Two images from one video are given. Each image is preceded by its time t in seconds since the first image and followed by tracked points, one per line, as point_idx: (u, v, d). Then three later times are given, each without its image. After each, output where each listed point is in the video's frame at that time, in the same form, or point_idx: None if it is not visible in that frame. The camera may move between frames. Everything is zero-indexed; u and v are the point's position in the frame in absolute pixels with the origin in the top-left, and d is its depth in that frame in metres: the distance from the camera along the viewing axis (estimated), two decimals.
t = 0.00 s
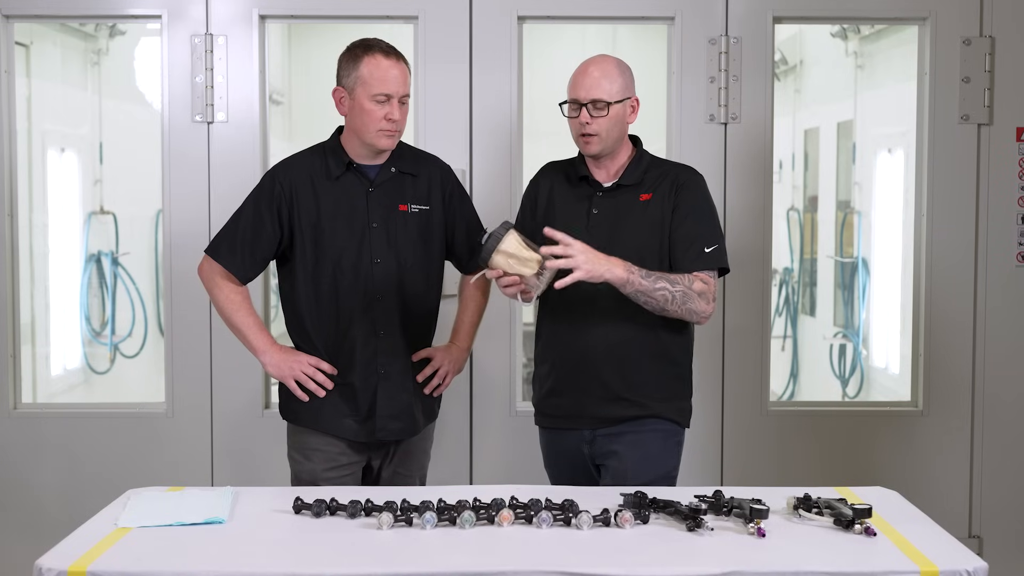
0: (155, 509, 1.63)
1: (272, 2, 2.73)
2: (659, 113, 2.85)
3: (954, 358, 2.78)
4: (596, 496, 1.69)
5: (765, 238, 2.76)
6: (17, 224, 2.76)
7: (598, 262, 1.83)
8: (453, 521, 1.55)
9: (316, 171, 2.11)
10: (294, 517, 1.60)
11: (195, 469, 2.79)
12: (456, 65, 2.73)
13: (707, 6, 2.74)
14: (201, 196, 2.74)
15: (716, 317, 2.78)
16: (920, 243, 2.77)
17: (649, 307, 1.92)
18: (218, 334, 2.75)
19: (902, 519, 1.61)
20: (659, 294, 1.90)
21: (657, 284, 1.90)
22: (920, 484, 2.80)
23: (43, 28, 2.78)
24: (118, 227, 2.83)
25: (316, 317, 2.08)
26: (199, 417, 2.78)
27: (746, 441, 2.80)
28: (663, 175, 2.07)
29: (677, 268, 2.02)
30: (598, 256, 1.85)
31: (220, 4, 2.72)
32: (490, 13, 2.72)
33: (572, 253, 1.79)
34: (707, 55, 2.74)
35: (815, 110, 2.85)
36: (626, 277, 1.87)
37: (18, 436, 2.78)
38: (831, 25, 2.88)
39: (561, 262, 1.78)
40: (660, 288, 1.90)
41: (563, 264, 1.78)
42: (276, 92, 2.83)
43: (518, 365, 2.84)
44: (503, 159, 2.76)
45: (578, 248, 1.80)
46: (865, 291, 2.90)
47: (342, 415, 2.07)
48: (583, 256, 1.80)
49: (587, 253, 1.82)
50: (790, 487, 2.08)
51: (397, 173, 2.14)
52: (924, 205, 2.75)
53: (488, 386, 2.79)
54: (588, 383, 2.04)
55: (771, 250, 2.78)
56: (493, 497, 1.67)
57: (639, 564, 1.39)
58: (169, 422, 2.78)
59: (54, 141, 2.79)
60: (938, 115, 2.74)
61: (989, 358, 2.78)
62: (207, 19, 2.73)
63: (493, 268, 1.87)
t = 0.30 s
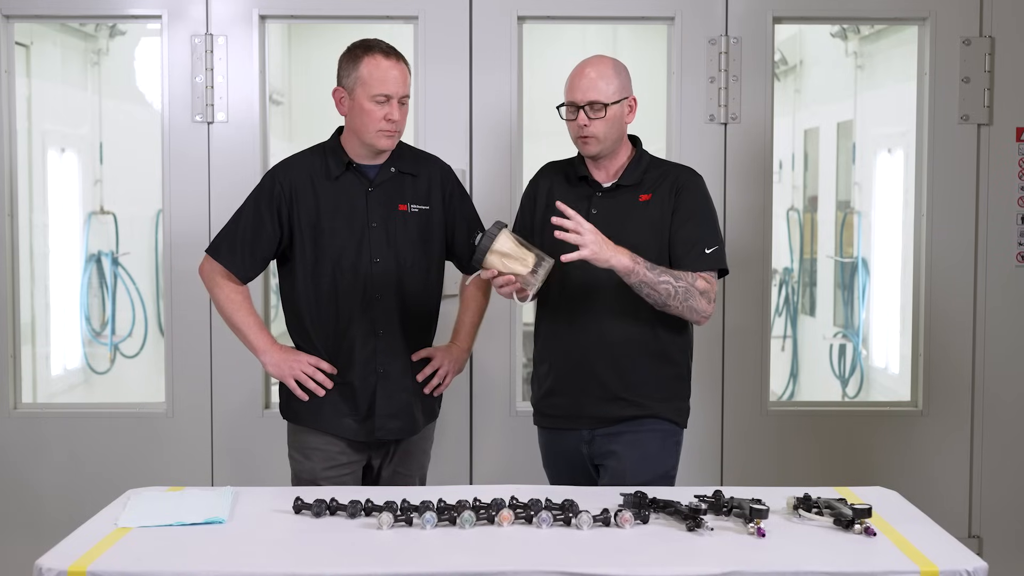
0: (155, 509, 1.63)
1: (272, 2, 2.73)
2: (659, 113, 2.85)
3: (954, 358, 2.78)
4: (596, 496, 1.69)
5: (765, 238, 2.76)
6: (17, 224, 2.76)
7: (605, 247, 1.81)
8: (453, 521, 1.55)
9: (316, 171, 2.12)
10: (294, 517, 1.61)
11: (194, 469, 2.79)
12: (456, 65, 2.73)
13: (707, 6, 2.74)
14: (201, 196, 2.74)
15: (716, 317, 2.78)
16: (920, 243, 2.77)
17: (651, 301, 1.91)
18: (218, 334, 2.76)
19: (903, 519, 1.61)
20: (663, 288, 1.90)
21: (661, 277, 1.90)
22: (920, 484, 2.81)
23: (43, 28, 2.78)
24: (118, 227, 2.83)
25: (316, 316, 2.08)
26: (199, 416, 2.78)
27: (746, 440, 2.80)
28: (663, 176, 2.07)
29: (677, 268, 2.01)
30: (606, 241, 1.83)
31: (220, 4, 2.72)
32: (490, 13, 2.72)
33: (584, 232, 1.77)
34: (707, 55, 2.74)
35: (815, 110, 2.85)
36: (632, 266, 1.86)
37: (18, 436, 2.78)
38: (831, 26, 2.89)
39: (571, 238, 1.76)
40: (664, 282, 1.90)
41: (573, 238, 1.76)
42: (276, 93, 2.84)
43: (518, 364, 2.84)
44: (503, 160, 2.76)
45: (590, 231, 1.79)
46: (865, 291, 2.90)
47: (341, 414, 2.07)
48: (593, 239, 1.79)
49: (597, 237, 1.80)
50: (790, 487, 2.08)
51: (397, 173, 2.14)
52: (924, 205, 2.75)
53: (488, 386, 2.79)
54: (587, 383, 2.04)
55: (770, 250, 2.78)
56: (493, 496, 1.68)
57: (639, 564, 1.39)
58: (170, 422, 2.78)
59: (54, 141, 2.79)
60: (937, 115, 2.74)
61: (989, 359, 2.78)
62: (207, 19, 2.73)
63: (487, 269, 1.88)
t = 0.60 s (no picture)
0: (155, 509, 1.63)
1: (272, 2, 2.73)
2: (659, 112, 2.84)
3: (954, 359, 2.78)
4: (596, 496, 1.69)
5: (765, 238, 2.76)
6: (17, 224, 2.77)
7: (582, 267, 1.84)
8: (453, 521, 1.55)
9: (316, 171, 2.12)
10: (294, 517, 1.61)
11: (194, 469, 2.79)
12: (456, 65, 2.73)
13: (707, 6, 2.74)
14: (201, 196, 2.74)
15: (715, 317, 2.78)
16: (920, 243, 2.78)
17: (640, 311, 1.93)
18: (218, 334, 2.76)
19: (902, 519, 1.61)
20: (649, 297, 1.90)
21: (647, 287, 1.91)
22: (920, 484, 2.81)
23: (43, 28, 2.78)
24: (118, 227, 2.83)
25: (316, 316, 2.08)
26: (199, 417, 2.78)
27: (746, 440, 2.80)
28: (662, 176, 2.07)
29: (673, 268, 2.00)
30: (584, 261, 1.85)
31: (220, 4, 2.72)
32: (490, 13, 2.72)
33: (554, 257, 1.80)
34: (707, 55, 2.74)
35: (815, 110, 2.85)
36: (611, 282, 1.88)
37: (18, 436, 2.78)
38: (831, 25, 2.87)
39: (542, 272, 1.79)
40: (649, 292, 1.91)
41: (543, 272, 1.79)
42: (275, 93, 2.83)
43: (518, 364, 2.84)
44: (503, 160, 2.76)
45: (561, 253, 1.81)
46: (865, 291, 2.89)
47: (341, 413, 2.07)
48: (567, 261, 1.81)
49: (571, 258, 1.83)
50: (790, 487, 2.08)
51: (398, 173, 2.14)
52: (924, 205, 2.76)
53: (487, 386, 2.79)
54: (586, 382, 2.04)
55: (770, 250, 2.78)
56: (493, 497, 1.68)
57: (639, 564, 1.39)
58: (169, 422, 2.78)
59: (54, 141, 2.80)
60: (937, 115, 2.74)
61: (989, 359, 2.78)
62: (207, 19, 2.73)
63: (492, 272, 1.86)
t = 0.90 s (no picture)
0: (155, 509, 1.63)
1: (272, 2, 2.73)
2: (659, 112, 2.84)
3: (954, 359, 2.78)
4: (596, 496, 1.69)
5: (764, 238, 2.76)
6: (17, 223, 2.77)
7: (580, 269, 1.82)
8: (453, 521, 1.55)
9: (317, 171, 2.12)
10: (294, 517, 1.60)
11: (195, 469, 2.79)
12: (456, 65, 2.73)
13: (707, 6, 2.74)
14: (201, 196, 2.74)
15: (716, 317, 2.78)
16: (920, 243, 2.78)
17: (640, 312, 1.92)
18: (218, 334, 2.76)
19: (902, 519, 1.61)
20: (648, 298, 1.90)
21: (646, 288, 1.90)
22: (920, 484, 2.80)
23: (43, 28, 2.78)
24: (117, 227, 2.83)
25: (318, 316, 2.08)
26: (199, 417, 2.78)
27: (746, 440, 2.80)
28: (660, 176, 2.07)
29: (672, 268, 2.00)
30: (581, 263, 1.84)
31: (220, 4, 2.72)
32: (490, 13, 2.72)
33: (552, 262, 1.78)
34: (707, 55, 2.74)
35: (815, 110, 2.85)
36: (609, 283, 1.87)
37: (18, 436, 2.78)
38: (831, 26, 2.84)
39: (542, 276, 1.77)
40: (648, 292, 1.90)
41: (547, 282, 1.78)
42: (276, 92, 2.82)
43: (518, 365, 2.84)
44: (503, 160, 2.76)
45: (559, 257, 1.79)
46: (865, 291, 2.89)
47: (342, 413, 2.07)
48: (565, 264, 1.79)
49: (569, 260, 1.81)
50: (790, 487, 2.08)
51: (398, 173, 2.14)
52: (924, 205, 2.76)
53: (487, 386, 2.79)
54: (586, 382, 2.04)
55: (770, 251, 2.78)
56: (493, 496, 1.68)
57: (639, 564, 1.39)
58: (169, 422, 2.78)
59: (54, 141, 2.80)
60: (937, 115, 2.74)
61: (989, 359, 2.78)
62: (207, 19, 2.73)
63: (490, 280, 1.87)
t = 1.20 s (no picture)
0: (155, 509, 1.63)
1: (272, 2, 2.73)
2: (659, 112, 2.84)
3: (954, 359, 2.78)
4: (596, 496, 1.69)
5: (764, 238, 2.76)
6: (17, 224, 2.77)
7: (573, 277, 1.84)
8: (453, 521, 1.55)
9: (318, 171, 2.12)
10: (294, 517, 1.60)
11: (194, 469, 2.79)
12: (456, 65, 2.73)
13: (707, 6, 2.74)
14: (201, 196, 2.74)
15: (716, 316, 2.78)
16: (920, 243, 2.78)
17: (639, 316, 1.93)
18: (218, 334, 2.76)
19: (902, 519, 1.61)
20: (645, 301, 1.91)
21: (643, 291, 1.91)
22: (919, 484, 2.81)
23: (43, 28, 2.78)
24: (117, 227, 2.83)
25: (318, 317, 2.08)
26: (199, 417, 2.78)
27: (746, 440, 2.80)
28: (662, 176, 2.07)
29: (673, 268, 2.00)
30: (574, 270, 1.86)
31: (220, 4, 2.72)
32: (490, 13, 2.73)
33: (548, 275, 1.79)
34: (707, 55, 2.74)
35: (815, 110, 2.84)
36: (604, 289, 1.88)
37: (17, 436, 2.78)
38: (831, 25, 2.84)
39: (537, 288, 1.78)
40: (644, 294, 1.91)
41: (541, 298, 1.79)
42: (275, 92, 2.81)
43: (518, 365, 2.84)
44: (503, 160, 2.76)
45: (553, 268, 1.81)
46: (865, 291, 2.89)
47: (343, 414, 2.07)
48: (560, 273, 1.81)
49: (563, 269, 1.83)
50: (791, 486, 2.08)
51: (399, 174, 2.14)
52: (924, 205, 2.76)
53: (487, 386, 2.79)
54: (586, 381, 2.04)
55: (770, 251, 2.78)
56: (493, 497, 1.68)
57: (639, 564, 1.39)
58: (169, 422, 2.78)
59: (54, 141, 2.80)
60: (937, 115, 2.74)
61: (989, 359, 2.78)
62: (207, 19, 2.73)
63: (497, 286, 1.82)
